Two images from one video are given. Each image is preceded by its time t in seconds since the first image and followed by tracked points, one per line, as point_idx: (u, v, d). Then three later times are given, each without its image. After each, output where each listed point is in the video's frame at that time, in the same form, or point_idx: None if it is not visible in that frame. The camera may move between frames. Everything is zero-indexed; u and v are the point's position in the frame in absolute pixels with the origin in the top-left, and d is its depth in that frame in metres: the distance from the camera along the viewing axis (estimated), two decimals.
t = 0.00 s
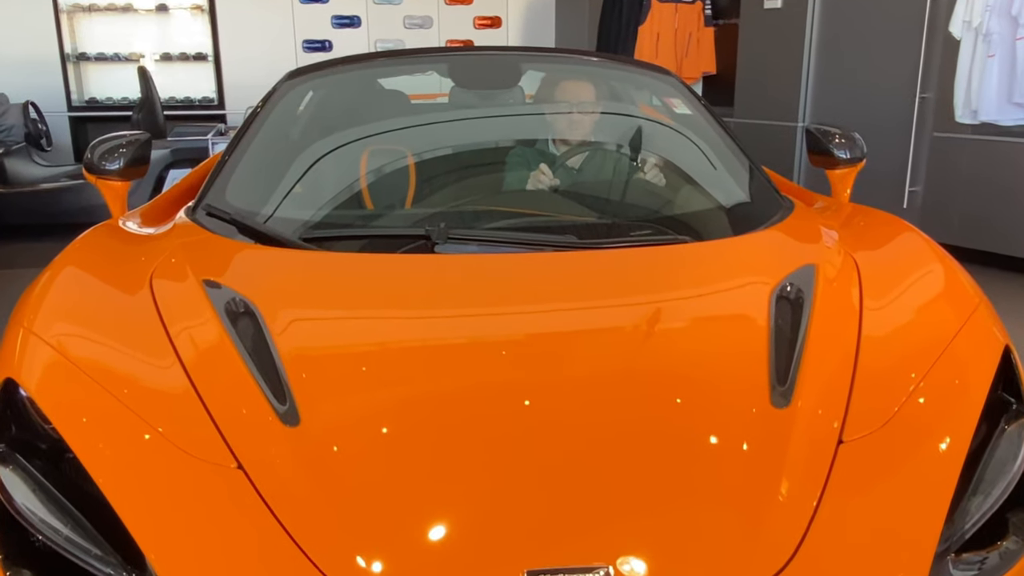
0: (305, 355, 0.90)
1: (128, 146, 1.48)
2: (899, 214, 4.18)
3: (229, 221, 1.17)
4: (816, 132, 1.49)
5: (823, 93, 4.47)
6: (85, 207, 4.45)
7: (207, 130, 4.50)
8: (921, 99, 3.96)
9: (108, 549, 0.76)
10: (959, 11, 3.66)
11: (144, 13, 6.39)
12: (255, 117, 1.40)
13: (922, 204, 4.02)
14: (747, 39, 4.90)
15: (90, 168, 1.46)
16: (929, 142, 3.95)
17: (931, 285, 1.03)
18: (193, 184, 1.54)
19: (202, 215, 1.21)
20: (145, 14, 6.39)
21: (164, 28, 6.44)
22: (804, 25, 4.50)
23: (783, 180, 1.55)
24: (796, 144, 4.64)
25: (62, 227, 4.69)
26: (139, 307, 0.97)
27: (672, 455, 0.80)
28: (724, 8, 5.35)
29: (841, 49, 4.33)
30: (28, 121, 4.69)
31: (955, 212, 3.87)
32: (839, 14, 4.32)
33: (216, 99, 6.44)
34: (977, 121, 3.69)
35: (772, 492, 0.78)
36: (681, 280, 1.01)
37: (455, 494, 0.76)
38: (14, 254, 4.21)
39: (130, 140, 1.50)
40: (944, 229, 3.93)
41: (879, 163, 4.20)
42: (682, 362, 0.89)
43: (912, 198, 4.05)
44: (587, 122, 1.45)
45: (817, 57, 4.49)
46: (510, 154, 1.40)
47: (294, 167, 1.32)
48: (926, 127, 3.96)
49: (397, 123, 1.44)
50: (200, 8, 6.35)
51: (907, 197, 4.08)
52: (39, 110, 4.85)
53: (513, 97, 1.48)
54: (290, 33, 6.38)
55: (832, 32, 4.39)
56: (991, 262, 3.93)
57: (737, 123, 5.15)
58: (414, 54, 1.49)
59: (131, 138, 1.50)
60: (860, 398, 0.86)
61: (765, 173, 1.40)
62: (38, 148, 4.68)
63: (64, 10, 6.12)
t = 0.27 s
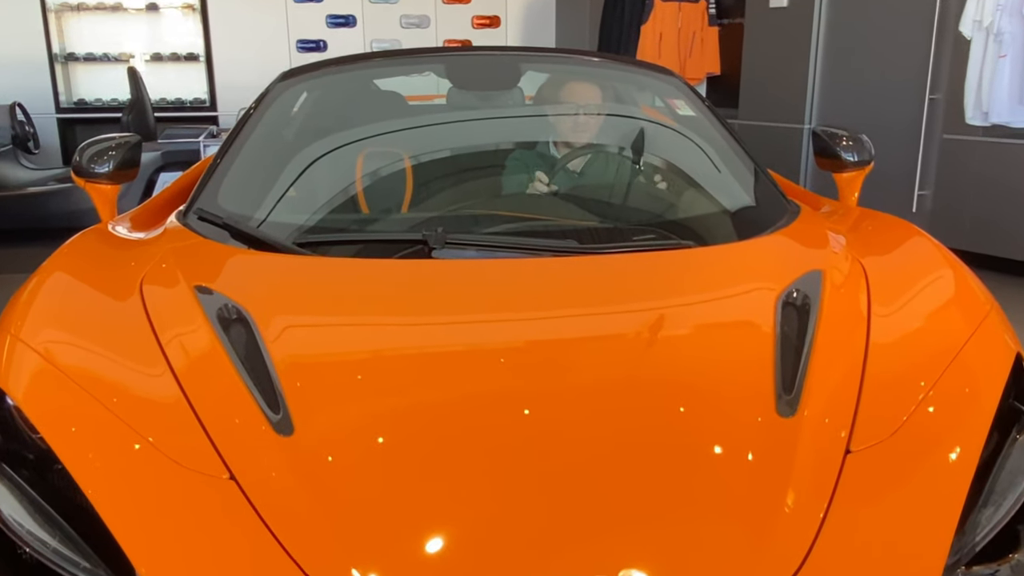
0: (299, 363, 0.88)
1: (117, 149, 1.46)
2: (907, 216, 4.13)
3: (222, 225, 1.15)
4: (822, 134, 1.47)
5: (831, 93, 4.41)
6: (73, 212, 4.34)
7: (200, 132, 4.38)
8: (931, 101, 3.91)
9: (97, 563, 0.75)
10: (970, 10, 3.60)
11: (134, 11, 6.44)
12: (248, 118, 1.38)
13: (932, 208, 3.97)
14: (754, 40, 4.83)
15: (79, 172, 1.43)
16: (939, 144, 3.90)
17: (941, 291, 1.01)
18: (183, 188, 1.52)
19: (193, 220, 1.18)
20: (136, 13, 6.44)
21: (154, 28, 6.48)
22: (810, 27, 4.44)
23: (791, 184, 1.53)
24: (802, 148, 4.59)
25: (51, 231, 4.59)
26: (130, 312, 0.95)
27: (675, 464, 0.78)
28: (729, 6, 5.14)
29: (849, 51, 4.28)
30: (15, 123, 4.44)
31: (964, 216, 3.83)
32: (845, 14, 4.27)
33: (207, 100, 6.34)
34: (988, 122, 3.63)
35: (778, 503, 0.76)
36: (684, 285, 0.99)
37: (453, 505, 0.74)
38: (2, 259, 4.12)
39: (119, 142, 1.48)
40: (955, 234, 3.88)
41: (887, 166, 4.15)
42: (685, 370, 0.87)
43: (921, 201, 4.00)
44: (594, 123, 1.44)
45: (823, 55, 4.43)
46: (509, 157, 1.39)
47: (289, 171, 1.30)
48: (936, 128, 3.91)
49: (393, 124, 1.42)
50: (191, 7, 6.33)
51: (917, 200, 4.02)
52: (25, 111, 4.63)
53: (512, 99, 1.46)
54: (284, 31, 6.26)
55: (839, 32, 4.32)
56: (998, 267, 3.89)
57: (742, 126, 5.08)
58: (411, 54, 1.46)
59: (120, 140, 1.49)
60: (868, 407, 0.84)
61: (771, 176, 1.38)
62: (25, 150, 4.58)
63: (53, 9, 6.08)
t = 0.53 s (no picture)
0: (293, 371, 0.86)
1: (106, 152, 1.45)
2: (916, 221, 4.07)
3: (213, 230, 1.13)
4: (830, 136, 1.45)
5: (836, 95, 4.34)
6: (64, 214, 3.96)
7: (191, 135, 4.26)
8: (940, 102, 3.85)
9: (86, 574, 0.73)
10: (981, 9, 3.54)
11: (123, 11, 6.32)
12: (241, 119, 1.35)
13: (942, 212, 3.91)
14: (758, 41, 4.76)
15: (67, 175, 1.41)
16: (949, 146, 3.84)
17: (951, 297, 1.00)
18: (174, 191, 1.49)
19: (184, 223, 1.16)
20: (126, 11, 6.33)
21: (145, 28, 6.37)
22: (817, 28, 4.37)
23: (798, 188, 1.52)
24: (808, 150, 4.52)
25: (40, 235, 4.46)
26: (120, 319, 0.93)
27: (679, 474, 0.76)
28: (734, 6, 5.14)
29: (856, 51, 4.21)
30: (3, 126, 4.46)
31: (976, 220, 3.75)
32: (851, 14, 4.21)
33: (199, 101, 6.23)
34: (999, 124, 3.56)
35: (785, 514, 0.74)
36: (687, 290, 0.97)
37: (450, 516, 0.72)
38: None
39: (108, 145, 1.46)
40: (964, 237, 3.82)
41: (897, 168, 4.08)
42: (688, 378, 0.85)
43: (931, 206, 3.94)
44: (595, 124, 1.41)
45: (829, 58, 4.35)
46: (509, 159, 1.37)
47: (282, 175, 1.29)
48: (945, 129, 3.85)
49: (389, 127, 1.41)
50: (182, 6, 6.25)
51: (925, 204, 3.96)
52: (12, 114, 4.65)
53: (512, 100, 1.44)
54: (278, 34, 6.15)
55: (845, 33, 4.26)
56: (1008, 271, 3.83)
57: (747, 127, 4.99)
58: (408, 55, 1.43)
59: (110, 143, 1.47)
60: (876, 416, 0.82)
61: (776, 179, 1.36)
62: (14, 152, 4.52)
63: (40, 8, 5.98)
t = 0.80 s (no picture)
0: (288, 379, 0.84)
1: (96, 154, 1.43)
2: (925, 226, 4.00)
3: (205, 234, 1.11)
4: (837, 139, 1.43)
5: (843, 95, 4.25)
6: (50, 219, 3.87)
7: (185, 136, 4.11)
8: (950, 103, 3.78)
9: None
10: (992, 8, 3.48)
11: (114, 10, 6.13)
12: (234, 122, 1.34)
13: (951, 216, 3.84)
14: (763, 41, 4.67)
15: (55, 178, 1.40)
16: (958, 149, 3.77)
17: (961, 303, 0.98)
18: (165, 195, 1.48)
19: (176, 227, 1.14)
20: (115, 11, 6.13)
21: (135, 27, 6.18)
22: (824, 28, 4.28)
23: (803, 192, 1.50)
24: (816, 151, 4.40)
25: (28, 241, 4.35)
26: (111, 325, 0.92)
27: (683, 484, 0.74)
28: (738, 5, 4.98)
29: (863, 53, 4.12)
30: None
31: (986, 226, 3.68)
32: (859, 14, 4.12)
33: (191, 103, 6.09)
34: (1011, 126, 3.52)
35: (790, 526, 0.72)
36: (690, 295, 0.95)
37: (448, 528, 0.70)
38: None
39: (97, 148, 1.45)
40: (976, 243, 3.74)
41: (905, 171, 4.00)
42: (692, 386, 0.83)
43: (940, 210, 3.87)
44: (598, 126, 1.40)
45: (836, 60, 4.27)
46: (508, 161, 1.35)
47: (274, 178, 1.27)
48: (955, 131, 3.78)
49: (386, 128, 1.39)
50: (173, 6, 6.07)
51: (935, 208, 3.89)
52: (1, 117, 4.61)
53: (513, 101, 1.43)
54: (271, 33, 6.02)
55: (852, 33, 4.18)
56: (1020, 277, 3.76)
57: (752, 129, 4.88)
58: (404, 55, 1.42)
59: (99, 145, 1.45)
60: (884, 425, 0.80)
61: (782, 182, 1.34)
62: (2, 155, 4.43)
63: (29, 7, 5.85)
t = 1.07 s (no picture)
0: (282, 387, 0.82)
1: (85, 157, 1.41)
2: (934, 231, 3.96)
3: (198, 239, 1.09)
4: (844, 141, 1.42)
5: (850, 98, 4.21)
6: (39, 223, 3.66)
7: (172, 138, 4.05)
8: (959, 105, 3.75)
9: None
10: (1003, 8, 3.45)
11: (104, 10, 5.97)
12: (226, 124, 1.32)
13: (960, 220, 3.81)
14: (767, 43, 4.59)
15: (45, 181, 1.38)
16: (969, 151, 3.74)
17: (973, 310, 0.97)
18: (157, 198, 1.46)
19: (167, 233, 1.13)
20: (106, 11, 5.97)
21: (127, 28, 5.99)
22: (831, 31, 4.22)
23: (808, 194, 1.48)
24: (822, 153, 4.35)
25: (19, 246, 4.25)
26: (102, 331, 0.90)
27: (687, 494, 0.72)
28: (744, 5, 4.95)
29: (872, 54, 4.08)
30: None
31: (995, 231, 3.66)
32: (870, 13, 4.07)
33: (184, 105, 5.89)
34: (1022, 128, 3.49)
35: (796, 538, 0.70)
36: (693, 301, 0.94)
37: (446, 540, 0.68)
38: None
39: (87, 151, 1.43)
40: (987, 247, 3.71)
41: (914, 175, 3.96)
42: (696, 394, 0.81)
43: (949, 213, 3.84)
44: (600, 130, 1.38)
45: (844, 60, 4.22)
46: (508, 165, 1.33)
47: (269, 182, 1.25)
48: (965, 133, 3.75)
49: (382, 130, 1.37)
50: (165, 5, 5.81)
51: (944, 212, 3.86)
52: None
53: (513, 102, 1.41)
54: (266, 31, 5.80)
55: (860, 34, 4.12)
56: None
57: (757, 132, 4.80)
58: (401, 56, 1.40)
59: (89, 148, 1.44)
60: (891, 435, 0.78)
61: (788, 185, 1.33)
62: None
63: (17, 7, 5.72)
